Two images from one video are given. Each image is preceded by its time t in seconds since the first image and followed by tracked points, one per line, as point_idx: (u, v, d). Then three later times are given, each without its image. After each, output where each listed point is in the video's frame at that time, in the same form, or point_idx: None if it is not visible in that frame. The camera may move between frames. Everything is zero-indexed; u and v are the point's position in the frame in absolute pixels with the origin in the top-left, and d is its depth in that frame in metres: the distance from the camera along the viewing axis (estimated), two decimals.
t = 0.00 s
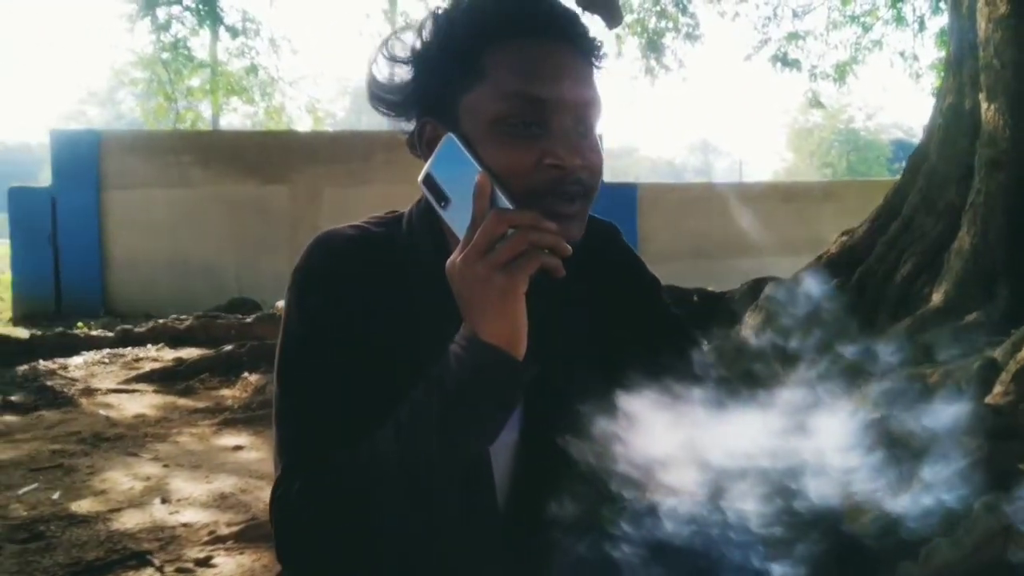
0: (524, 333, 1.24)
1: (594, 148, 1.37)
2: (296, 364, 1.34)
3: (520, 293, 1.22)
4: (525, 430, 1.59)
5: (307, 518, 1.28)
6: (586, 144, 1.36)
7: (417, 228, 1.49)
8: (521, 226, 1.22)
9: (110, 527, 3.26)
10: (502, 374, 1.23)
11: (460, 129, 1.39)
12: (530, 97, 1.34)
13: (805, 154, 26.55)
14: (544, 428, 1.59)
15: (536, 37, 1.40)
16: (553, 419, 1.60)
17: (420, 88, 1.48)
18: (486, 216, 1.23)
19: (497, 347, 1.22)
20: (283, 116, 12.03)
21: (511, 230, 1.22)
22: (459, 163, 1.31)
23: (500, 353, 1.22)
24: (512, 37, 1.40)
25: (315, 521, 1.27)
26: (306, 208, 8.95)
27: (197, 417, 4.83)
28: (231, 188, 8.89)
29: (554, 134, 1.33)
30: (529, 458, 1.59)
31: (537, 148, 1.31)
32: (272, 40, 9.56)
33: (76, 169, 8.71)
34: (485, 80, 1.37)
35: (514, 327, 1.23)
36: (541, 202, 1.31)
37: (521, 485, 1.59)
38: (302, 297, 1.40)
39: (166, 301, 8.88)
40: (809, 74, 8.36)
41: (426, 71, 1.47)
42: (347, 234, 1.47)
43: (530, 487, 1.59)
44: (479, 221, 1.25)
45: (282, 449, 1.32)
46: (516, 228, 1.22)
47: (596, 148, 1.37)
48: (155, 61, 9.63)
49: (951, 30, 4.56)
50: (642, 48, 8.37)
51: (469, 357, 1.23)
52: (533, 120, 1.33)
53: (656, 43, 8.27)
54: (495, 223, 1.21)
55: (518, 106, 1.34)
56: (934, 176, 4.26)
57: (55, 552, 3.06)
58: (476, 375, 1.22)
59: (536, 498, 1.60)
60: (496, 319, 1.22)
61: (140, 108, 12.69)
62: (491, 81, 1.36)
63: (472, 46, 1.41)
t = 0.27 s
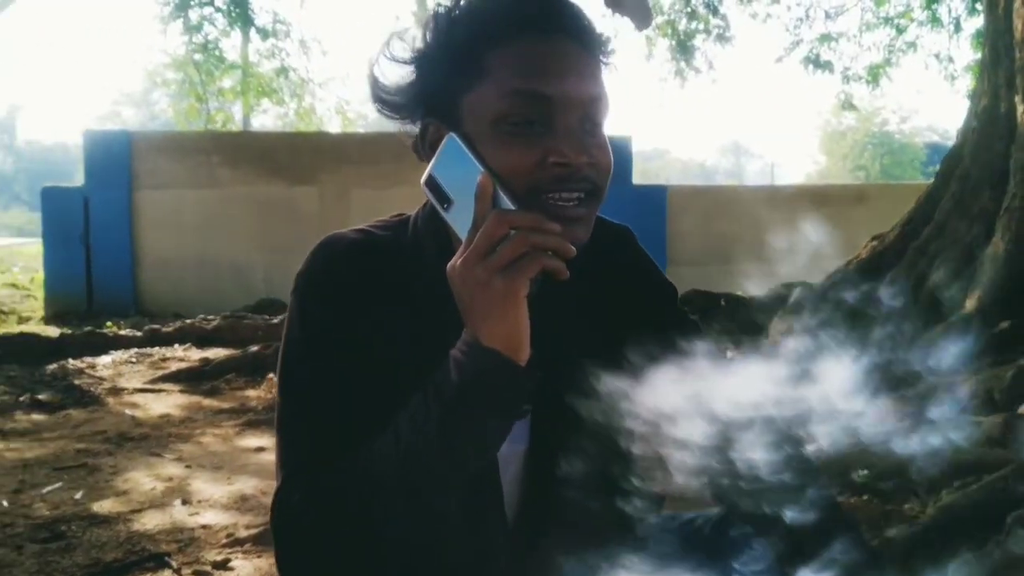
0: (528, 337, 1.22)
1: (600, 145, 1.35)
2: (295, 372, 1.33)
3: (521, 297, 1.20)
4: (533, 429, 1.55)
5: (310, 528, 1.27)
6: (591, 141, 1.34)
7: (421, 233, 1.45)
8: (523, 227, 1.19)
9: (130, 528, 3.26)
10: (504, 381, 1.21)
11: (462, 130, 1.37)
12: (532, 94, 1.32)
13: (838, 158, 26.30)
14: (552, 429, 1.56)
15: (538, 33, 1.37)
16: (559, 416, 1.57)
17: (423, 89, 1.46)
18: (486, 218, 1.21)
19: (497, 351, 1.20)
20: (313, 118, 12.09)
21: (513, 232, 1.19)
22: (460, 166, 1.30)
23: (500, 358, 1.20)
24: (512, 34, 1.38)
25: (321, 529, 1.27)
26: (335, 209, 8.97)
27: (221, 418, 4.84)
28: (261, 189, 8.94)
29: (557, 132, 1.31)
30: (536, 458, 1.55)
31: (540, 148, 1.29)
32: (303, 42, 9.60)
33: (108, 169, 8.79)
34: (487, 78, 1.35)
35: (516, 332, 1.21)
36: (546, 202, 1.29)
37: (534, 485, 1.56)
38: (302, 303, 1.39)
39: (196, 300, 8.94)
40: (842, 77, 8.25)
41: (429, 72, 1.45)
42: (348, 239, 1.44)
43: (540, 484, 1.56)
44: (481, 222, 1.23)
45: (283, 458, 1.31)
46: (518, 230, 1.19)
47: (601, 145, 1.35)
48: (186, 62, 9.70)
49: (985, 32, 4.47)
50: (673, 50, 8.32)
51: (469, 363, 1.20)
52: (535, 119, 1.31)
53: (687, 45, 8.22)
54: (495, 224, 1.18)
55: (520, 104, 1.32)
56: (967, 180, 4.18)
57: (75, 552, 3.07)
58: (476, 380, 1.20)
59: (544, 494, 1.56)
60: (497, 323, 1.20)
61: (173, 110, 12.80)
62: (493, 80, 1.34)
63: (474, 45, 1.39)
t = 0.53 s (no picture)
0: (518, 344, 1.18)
1: (600, 145, 1.30)
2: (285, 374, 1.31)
3: (511, 302, 1.15)
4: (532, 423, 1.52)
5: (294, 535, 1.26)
6: (591, 140, 1.29)
7: (415, 235, 1.42)
8: (516, 231, 1.13)
9: (144, 529, 3.25)
10: (495, 391, 1.19)
11: (457, 126, 1.32)
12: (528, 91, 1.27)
13: (873, 161, 25.99)
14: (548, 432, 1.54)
15: (537, 26, 1.32)
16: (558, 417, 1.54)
17: (421, 83, 1.42)
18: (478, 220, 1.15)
19: (487, 360, 1.18)
20: (343, 119, 12.10)
21: (505, 235, 1.14)
22: (452, 164, 1.25)
23: (489, 366, 1.18)
24: (511, 26, 1.33)
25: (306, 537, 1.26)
26: (362, 208, 8.96)
27: (242, 418, 4.83)
28: (288, 188, 8.95)
29: (554, 130, 1.26)
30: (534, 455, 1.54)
31: (537, 147, 1.25)
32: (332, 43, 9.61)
33: (137, 169, 8.83)
34: (482, 74, 1.30)
35: (506, 340, 1.17)
36: (542, 204, 1.24)
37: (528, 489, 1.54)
38: (295, 298, 1.37)
39: (224, 300, 8.98)
40: (875, 77, 8.11)
41: (426, 66, 1.41)
42: (341, 241, 1.42)
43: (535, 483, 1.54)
44: (474, 225, 1.18)
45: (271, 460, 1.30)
46: (509, 233, 1.14)
47: (602, 144, 1.30)
48: (216, 63, 9.75)
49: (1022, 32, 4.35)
50: (703, 50, 8.23)
51: (457, 370, 1.19)
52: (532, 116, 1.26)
53: (717, 46, 8.13)
54: (487, 227, 1.13)
55: (516, 101, 1.27)
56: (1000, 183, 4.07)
57: (88, 552, 3.06)
58: (466, 390, 1.18)
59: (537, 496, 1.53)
60: (486, 332, 1.16)
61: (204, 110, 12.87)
62: (489, 75, 1.29)
63: (470, 39, 1.35)
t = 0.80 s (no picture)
0: (493, 351, 1.16)
1: (589, 141, 1.25)
2: (263, 374, 1.29)
3: (488, 304, 1.13)
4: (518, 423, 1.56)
5: (261, 541, 1.23)
6: (579, 137, 1.24)
7: (400, 236, 1.43)
8: (496, 229, 1.11)
9: (155, 528, 3.26)
10: (469, 399, 1.16)
11: (442, 120, 1.28)
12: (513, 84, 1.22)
13: (906, 164, 25.68)
14: (538, 434, 1.54)
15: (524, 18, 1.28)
16: (547, 416, 1.55)
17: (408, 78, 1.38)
18: (457, 217, 1.13)
19: (461, 365, 1.15)
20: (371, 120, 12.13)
21: (484, 234, 1.11)
22: (434, 159, 1.21)
23: (464, 371, 1.15)
24: (496, 20, 1.29)
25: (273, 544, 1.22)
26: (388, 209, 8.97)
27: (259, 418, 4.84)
28: (315, 187, 8.97)
29: (539, 124, 1.22)
30: (521, 456, 1.55)
31: (522, 141, 1.20)
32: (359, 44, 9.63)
33: (164, 168, 8.90)
34: (466, 66, 1.26)
35: (481, 347, 1.15)
36: (526, 200, 1.19)
37: (516, 491, 1.56)
38: (273, 299, 1.36)
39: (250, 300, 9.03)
40: (905, 80, 7.99)
41: (413, 60, 1.37)
42: (325, 239, 1.43)
43: (525, 484, 1.54)
44: (453, 222, 1.15)
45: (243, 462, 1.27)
46: (488, 232, 1.12)
47: (590, 140, 1.25)
48: (245, 63, 9.81)
49: None
50: (730, 52, 8.16)
51: (433, 376, 1.15)
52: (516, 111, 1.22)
53: (745, 47, 8.05)
54: (466, 225, 1.11)
55: (500, 94, 1.22)
56: None
57: (97, 552, 3.08)
58: (440, 398, 1.15)
59: (525, 494, 1.54)
60: (463, 335, 1.14)
61: (234, 112, 12.97)
62: (474, 68, 1.25)
63: (456, 32, 1.31)
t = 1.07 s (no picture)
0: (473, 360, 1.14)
1: (573, 146, 1.28)
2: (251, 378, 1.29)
3: (469, 311, 1.10)
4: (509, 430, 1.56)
5: (245, 547, 1.23)
6: (564, 140, 1.27)
7: (388, 242, 1.43)
8: (479, 234, 1.08)
9: (169, 529, 3.28)
10: (451, 407, 1.14)
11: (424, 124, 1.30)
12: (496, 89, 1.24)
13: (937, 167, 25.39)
14: (531, 440, 1.55)
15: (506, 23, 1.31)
16: (541, 420, 1.55)
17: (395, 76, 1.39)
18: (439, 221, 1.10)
19: (442, 375, 1.13)
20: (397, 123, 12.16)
21: (465, 240, 1.08)
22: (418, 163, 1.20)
23: (444, 379, 1.12)
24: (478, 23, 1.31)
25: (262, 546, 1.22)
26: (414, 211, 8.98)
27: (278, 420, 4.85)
28: (340, 189, 8.97)
29: (522, 130, 1.24)
30: (512, 461, 1.54)
31: (506, 146, 1.22)
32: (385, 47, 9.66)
33: (192, 171, 8.99)
34: (451, 70, 1.28)
35: (461, 355, 1.13)
36: (511, 205, 1.22)
37: (511, 497, 1.54)
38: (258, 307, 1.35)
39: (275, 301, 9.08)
40: (936, 82, 7.88)
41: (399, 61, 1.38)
42: (312, 245, 1.43)
43: (519, 490, 1.53)
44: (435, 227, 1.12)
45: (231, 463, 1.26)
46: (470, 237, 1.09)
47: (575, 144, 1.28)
48: (272, 66, 9.87)
49: None
50: (757, 55, 8.09)
51: (415, 384, 1.13)
52: (500, 117, 1.24)
53: (772, 50, 7.97)
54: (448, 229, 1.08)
55: (485, 97, 1.25)
56: None
57: (111, 552, 3.10)
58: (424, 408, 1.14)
59: (518, 500, 1.53)
60: (443, 343, 1.11)
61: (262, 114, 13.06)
62: (455, 73, 1.27)
63: (440, 36, 1.33)
